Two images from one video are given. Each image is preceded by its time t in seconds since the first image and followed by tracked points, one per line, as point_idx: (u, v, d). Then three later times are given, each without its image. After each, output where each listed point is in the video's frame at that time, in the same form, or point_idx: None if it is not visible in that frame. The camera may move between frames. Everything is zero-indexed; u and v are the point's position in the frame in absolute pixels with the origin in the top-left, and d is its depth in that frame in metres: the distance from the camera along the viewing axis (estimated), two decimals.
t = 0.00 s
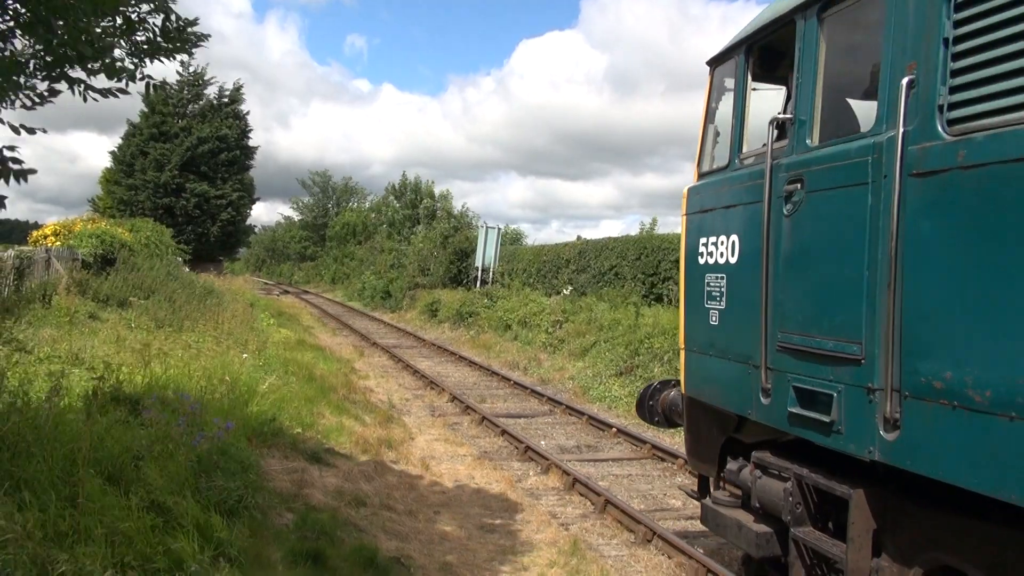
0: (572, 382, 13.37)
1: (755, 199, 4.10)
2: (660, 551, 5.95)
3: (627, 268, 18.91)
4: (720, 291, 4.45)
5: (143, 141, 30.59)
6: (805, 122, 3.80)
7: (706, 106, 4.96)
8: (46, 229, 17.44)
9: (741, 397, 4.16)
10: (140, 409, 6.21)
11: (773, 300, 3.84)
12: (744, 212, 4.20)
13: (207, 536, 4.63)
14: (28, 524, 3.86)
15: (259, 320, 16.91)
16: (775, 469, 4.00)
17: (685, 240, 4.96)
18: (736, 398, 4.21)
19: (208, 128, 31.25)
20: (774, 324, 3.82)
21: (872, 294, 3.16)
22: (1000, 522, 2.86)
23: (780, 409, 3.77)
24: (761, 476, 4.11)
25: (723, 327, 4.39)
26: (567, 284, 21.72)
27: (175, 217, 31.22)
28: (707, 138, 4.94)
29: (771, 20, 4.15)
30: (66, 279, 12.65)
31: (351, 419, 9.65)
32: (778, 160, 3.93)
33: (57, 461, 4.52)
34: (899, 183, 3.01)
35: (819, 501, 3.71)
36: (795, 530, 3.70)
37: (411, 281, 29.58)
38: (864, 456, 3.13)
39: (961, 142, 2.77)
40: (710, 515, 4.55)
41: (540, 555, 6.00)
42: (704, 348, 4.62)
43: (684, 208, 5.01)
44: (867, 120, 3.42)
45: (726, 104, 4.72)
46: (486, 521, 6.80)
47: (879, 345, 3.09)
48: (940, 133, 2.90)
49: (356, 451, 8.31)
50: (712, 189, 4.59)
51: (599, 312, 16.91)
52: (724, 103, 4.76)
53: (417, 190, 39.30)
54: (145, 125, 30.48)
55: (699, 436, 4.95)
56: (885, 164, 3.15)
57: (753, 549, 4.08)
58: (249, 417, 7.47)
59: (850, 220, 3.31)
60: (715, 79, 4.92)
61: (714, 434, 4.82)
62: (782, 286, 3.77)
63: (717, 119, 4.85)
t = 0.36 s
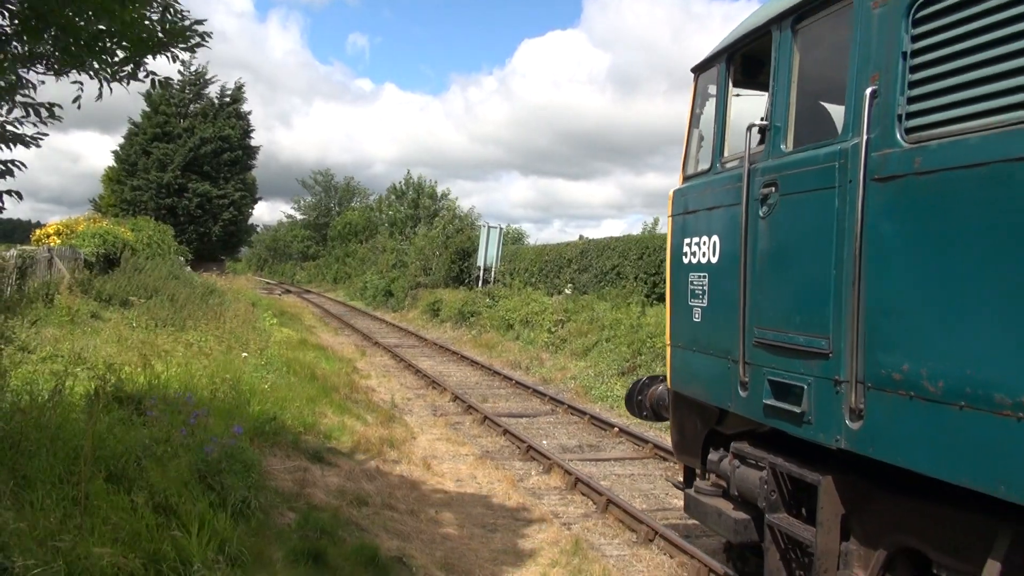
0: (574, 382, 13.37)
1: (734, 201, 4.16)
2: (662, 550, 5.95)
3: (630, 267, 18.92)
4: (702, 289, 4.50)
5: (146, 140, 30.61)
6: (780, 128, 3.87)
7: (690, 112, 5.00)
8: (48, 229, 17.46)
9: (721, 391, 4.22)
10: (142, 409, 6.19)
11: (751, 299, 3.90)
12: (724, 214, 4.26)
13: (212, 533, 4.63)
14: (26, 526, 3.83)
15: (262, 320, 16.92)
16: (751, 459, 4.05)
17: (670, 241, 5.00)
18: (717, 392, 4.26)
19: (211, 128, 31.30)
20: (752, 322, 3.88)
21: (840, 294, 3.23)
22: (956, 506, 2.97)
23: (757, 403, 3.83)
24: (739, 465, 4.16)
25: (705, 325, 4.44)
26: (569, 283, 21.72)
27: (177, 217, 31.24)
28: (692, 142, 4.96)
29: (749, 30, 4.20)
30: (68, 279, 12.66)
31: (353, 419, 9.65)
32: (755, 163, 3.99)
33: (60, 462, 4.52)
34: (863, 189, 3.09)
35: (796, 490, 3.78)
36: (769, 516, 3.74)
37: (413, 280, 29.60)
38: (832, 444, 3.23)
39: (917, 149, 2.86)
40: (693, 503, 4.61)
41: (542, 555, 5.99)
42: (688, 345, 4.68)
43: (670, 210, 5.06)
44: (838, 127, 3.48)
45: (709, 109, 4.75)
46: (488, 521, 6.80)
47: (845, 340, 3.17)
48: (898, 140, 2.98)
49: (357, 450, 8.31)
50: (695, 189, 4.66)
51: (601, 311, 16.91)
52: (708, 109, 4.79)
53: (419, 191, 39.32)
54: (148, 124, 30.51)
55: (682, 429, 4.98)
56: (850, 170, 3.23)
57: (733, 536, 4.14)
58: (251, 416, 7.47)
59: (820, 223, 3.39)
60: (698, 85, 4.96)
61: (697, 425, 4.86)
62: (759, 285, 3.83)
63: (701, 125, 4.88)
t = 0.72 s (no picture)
0: (574, 381, 13.37)
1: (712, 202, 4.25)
2: (661, 549, 5.96)
3: (630, 267, 18.91)
4: (683, 287, 4.56)
5: (146, 140, 30.61)
6: (754, 134, 3.96)
7: (673, 117, 5.07)
8: (49, 228, 17.45)
9: (699, 385, 4.29)
10: (142, 409, 6.18)
11: (727, 297, 3.98)
12: (703, 215, 4.35)
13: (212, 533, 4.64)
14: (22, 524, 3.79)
15: (262, 320, 16.92)
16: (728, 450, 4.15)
17: (654, 241, 5.07)
18: (695, 386, 4.34)
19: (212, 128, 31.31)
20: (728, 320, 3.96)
21: (807, 293, 3.33)
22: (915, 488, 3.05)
23: (731, 398, 3.92)
24: (717, 456, 4.27)
25: (685, 322, 4.51)
26: (569, 283, 21.71)
27: (178, 216, 31.24)
28: (676, 147, 5.03)
29: (727, 40, 4.28)
30: (68, 279, 12.66)
31: (353, 418, 9.65)
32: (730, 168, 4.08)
33: (63, 461, 4.53)
34: (827, 193, 3.20)
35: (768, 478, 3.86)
36: (744, 503, 3.86)
37: (414, 279, 29.58)
38: (800, 433, 3.32)
39: (875, 156, 2.99)
40: (674, 493, 4.70)
41: (543, 554, 6.00)
42: (668, 341, 4.74)
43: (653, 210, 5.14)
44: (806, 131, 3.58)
45: (690, 115, 4.83)
46: (488, 520, 6.81)
47: (812, 335, 3.28)
48: (858, 148, 3.10)
49: (357, 450, 8.32)
50: (677, 192, 4.73)
51: (601, 311, 16.91)
52: (690, 115, 4.87)
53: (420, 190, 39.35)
54: (148, 124, 30.51)
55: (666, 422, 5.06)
56: (815, 175, 3.34)
57: (711, 522, 4.24)
58: (252, 415, 7.48)
59: (790, 224, 3.49)
60: (681, 92, 5.03)
61: (679, 418, 4.95)
62: (734, 284, 3.91)
63: (683, 130, 4.95)
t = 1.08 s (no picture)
0: (574, 381, 13.37)
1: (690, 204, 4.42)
2: (661, 549, 5.96)
3: (630, 266, 18.92)
4: (663, 285, 4.72)
5: (146, 139, 30.58)
6: (729, 140, 4.14)
7: (657, 122, 5.17)
8: (47, 228, 17.42)
9: (678, 379, 4.46)
10: (143, 409, 6.18)
11: (704, 295, 4.14)
12: (682, 217, 4.51)
13: (213, 534, 4.63)
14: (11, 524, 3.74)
15: (262, 319, 16.90)
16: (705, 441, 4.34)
17: (635, 240, 5.21)
18: (675, 380, 4.50)
19: (212, 127, 31.31)
20: (705, 317, 4.13)
21: (777, 290, 3.51)
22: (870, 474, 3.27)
23: (709, 391, 4.09)
24: (695, 446, 4.46)
25: (665, 319, 4.67)
26: (569, 283, 21.70)
27: (177, 216, 31.21)
28: (659, 152, 5.12)
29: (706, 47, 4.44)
30: (68, 279, 12.64)
31: (353, 418, 9.65)
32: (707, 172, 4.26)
33: (63, 462, 4.53)
34: (794, 198, 3.38)
35: (742, 466, 4.06)
36: (720, 491, 4.06)
37: (413, 279, 29.58)
38: (769, 421, 3.52)
39: (836, 163, 3.17)
40: (655, 482, 4.80)
41: (543, 554, 6.00)
42: (649, 338, 4.89)
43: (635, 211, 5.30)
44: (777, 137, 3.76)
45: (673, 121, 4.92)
46: (488, 520, 6.81)
47: (779, 330, 3.47)
48: (821, 154, 3.29)
49: (357, 449, 8.33)
50: (658, 193, 4.89)
51: (601, 311, 16.91)
52: (673, 120, 4.97)
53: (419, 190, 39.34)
54: (148, 123, 30.48)
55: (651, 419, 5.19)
56: (784, 180, 3.53)
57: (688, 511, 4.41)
58: (252, 415, 7.48)
59: (760, 225, 3.68)
60: (664, 98, 5.13)
61: (659, 412, 5.13)
62: (710, 282, 4.08)
63: (667, 135, 5.04)
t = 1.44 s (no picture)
0: (573, 381, 13.36)
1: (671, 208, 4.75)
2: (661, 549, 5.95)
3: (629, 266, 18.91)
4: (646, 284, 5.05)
5: (144, 139, 30.53)
6: (706, 146, 4.47)
7: (640, 127, 5.54)
8: (46, 228, 17.39)
9: (661, 371, 4.78)
10: (143, 409, 6.18)
11: (684, 292, 4.47)
12: (664, 220, 4.85)
13: (207, 536, 4.61)
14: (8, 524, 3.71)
15: (261, 319, 16.88)
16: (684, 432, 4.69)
17: (623, 242, 5.54)
18: (658, 373, 4.82)
19: (211, 127, 31.27)
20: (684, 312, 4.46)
21: (745, 288, 3.83)
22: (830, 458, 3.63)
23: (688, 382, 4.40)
24: (674, 436, 4.82)
25: (649, 315, 4.99)
26: (568, 282, 21.68)
27: (176, 215, 31.15)
28: (642, 155, 5.50)
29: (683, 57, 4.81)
30: (67, 279, 12.62)
31: (352, 418, 9.65)
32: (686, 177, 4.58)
33: (61, 461, 4.52)
34: (762, 201, 3.68)
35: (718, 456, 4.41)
36: (696, 479, 4.42)
37: (413, 279, 29.59)
38: (739, 411, 3.83)
39: (798, 169, 3.46)
40: (638, 471, 5.19)
41: (543, 553, 6.00)
42: (635, 333, 5.22)
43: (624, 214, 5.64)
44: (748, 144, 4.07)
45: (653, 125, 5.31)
46: (488, 520, 6.81)
47: (748, 325, 3.78)
48: (786, 161, 3.58)
49: (356, 449, 8.33)
50: (643, 197, 5.23)
51: (601, 310, 16.91)
52: (655, 125, 5.34)
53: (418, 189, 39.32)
54: (147, 123, 30.43)
55: (637, 412, 5.55)
56: (752, 185, 3.84)
57: (668, 498, 4.75)
58: (252, 415, 7.49)
59: (732, 230, 3.98)
60: (647, 103, 5.51)
61: (643, 405, 5.49)
62: (689, 281, 4.40)
63: (649, 139, 5.41)
